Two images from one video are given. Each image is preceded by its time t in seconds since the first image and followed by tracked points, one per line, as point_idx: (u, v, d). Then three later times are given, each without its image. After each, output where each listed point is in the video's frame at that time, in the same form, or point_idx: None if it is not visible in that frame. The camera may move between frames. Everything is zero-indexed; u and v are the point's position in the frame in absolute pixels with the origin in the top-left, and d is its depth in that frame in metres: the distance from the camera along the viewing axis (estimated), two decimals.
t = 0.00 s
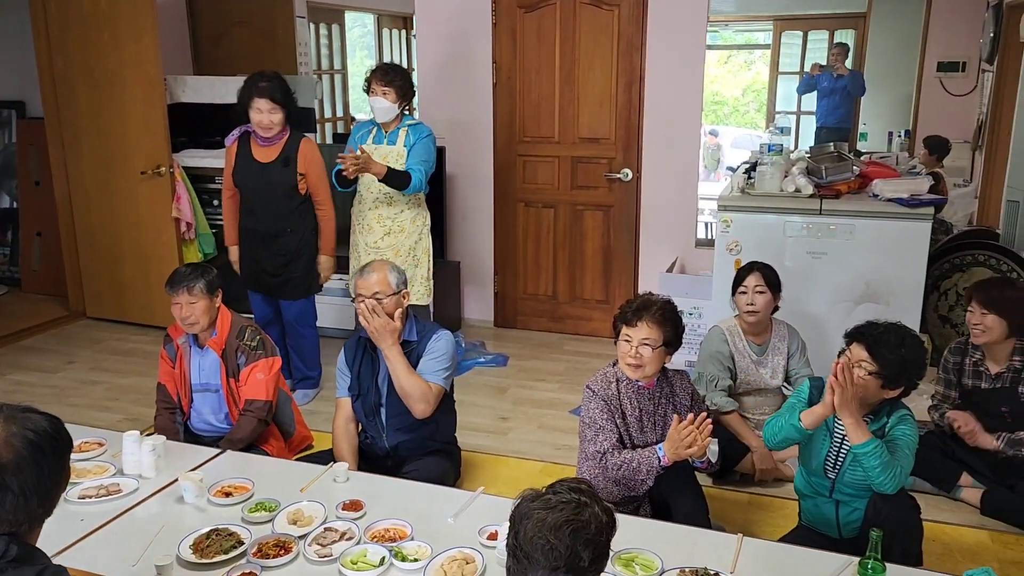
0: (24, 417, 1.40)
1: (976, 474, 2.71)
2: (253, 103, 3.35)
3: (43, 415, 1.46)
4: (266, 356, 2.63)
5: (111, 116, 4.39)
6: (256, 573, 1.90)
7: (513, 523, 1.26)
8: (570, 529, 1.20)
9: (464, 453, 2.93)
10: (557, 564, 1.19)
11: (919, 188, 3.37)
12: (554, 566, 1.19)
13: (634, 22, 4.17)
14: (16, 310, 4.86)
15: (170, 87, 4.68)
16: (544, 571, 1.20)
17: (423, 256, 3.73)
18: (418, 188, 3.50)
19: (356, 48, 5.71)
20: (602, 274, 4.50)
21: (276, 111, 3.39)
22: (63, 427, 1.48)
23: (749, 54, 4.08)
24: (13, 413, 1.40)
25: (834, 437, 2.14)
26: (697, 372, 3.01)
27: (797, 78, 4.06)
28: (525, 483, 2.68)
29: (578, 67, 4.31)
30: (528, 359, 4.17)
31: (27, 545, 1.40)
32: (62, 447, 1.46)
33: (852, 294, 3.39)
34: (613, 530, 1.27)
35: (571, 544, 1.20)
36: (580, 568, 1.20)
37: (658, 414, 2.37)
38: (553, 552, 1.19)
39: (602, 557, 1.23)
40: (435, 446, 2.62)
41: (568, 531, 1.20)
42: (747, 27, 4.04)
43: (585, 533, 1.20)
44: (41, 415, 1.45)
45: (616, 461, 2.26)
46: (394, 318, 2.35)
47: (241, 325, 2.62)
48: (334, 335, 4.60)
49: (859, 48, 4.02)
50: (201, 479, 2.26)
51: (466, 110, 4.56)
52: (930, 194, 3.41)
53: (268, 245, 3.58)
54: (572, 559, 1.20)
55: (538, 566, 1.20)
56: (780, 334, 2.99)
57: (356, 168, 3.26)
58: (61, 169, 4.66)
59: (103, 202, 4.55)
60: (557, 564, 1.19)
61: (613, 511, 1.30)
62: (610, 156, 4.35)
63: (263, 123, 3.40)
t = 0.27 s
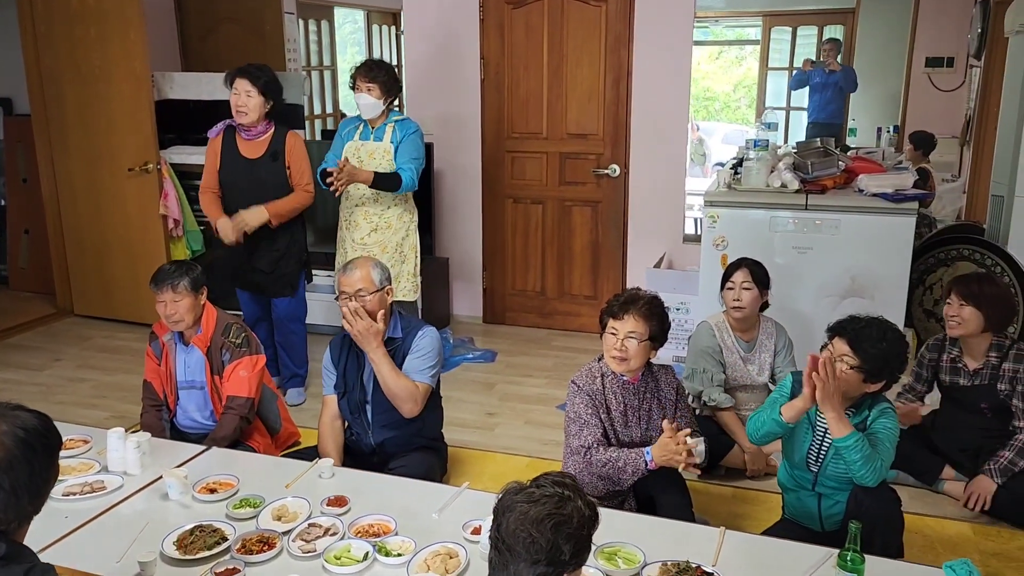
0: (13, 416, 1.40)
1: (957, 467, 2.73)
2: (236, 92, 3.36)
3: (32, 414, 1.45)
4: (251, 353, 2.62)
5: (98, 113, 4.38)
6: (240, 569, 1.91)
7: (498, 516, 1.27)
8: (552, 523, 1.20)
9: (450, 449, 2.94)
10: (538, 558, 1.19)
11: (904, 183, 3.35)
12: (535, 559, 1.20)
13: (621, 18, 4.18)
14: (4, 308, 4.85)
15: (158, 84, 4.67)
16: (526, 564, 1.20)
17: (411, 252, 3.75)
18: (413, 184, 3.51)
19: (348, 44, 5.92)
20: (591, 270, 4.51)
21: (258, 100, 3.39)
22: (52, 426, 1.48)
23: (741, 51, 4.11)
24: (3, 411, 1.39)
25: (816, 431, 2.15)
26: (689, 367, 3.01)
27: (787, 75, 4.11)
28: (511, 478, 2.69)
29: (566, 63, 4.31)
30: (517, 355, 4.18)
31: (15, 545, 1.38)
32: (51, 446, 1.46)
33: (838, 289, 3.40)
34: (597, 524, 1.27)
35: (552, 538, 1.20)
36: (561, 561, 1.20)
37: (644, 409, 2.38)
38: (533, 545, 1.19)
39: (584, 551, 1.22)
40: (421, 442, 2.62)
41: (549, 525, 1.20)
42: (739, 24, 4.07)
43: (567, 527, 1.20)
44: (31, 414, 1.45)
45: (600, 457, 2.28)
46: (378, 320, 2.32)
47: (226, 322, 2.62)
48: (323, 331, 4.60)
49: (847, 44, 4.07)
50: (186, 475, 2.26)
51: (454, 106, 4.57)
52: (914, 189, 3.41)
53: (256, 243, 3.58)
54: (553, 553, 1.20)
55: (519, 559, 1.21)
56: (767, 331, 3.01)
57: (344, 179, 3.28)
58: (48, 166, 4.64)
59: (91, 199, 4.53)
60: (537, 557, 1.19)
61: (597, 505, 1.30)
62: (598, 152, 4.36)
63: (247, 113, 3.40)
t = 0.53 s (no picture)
0: (16, 408, 1.39)
1: (956, 463, 2.74)
2: (241, 89, 3.37)
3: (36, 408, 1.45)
4: (252, 349, 2.65)
5: (104, 110, 4.41)
6: (237, 561, 1.92)
7: (487, 507, 1.28)
8: (538, 514, 1.21)
9: (450, 444, 2.95)
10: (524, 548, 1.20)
11: (905, 179, 3.35)
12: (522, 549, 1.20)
13: (624, 15, 4.17)
14: (12, 304, 4.90)
15: (163, 81, 4.70)
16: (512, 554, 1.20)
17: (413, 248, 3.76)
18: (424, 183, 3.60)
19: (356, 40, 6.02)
20: (594, 267, 4.52)
21: (263, 94, 3.41)
22: (56, 420, 1.47)
23: (749, 46, 4.07)
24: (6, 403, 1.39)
25: (813, 427, 2.15)
26: (691, 363, 3.01)
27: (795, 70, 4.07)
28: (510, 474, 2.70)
29: (569, 60, 4.31)
30: (519, 351, 4.19)
31: (18, 538, 1.37)
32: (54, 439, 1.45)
33: (839, 285, 3.40)
34: (585, 517, 1.27)
35: (538, 529, 1.20)
36: (547, 552, 1.21)
37: (642, 405, 2.38)
38: (519, 535, 1.20)
39: (571, 543, 1.23)
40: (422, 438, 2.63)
41: (536, 516, 1.21)
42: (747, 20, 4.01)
43: (553, 518, 1.21)
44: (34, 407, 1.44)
45: (596, 456, 2.29)
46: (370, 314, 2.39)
47: (228, 318, 2.64)
48: (328, 327, 4.62)
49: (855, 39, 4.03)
50: (187, 469, 2.28)
51: (457, 103, 4.57)
52: (915, 186, 3.40)
53: (262, 241, 3.59)
54: (539, 543, 1.20)
55: (506, 549, 1.21)
56: (769, 329, 3.00)
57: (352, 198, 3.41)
58: (55, 162, 4.68)
59: (97, 196, 4.57)
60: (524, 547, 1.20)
61: (586, 499, 1.31)
62: (601, 149, 4.36)
63: (254, 110, 3.42)
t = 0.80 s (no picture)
0: (43, 396, 1.44)
1: (983, 464, 2.71)
2: (281, 85, 3.39)
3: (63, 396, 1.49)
4: (277, 342, 2.68)
5: (137, 107, 4.49)
6: (259, 549, 1.96)
7: (495, 498, 1.30)
8: (545, 500, 1.24)
9: (472, 438, 2.97)
10: (531, 534, 1.22)
11: (935, 176, 3.34)
12: (529, 535, 1.22)
13: (651, 10, 4.15)
14: (49, 296, 5.01)
15: (195, 77, 4.78)
16: (521, 539, 1.22)
17: (436, 244, 3.78)
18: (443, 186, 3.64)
19: (388, 36, 6.11)
20: (619, 263, 4.51)
21: (303, 89, 3.42)
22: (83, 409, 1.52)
23: (784, 41, 4.05)
24: (34, 391, 1.44)
25: (834, 425, 2.14)
26: (712, 359, 3.00)
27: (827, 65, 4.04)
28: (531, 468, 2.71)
29: (595, 55, 4.30)
30: (544, 346, 4.20)
31: (44, 522, 1.41)
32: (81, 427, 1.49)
33: (866, 283, 3.36)
34: (590, 508, 1.30)
35: (545, 515, 1.22)
36: (554, 538, 1.22)
37: (663, 401, 2.38)
38: (526, 521, 1.22)
39: (578, 529, 1.25)
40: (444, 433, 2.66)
41: (543, 502, 1.23)
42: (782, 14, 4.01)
43: (560, 504, 1.24)
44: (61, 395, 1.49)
45: (617, 453, 2.30)
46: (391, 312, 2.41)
47: (253, 311, 2.68)
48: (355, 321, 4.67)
49: (892, 31, 4.02)
50: (212, 459, 2.33)
51: (484, 99, 4.59)
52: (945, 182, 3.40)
53: (300, 237, 3.62)
54: (546, 529, 1.22)
55: (514, 535, 1.23)
56: (794, 326, 2.96)
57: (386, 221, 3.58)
58: (91, 158, 4.78)
59: (131, 191, 4.66)
60: (531, 532, 1.22)
61: (593, 490, 1.33)
62: (628, 145, 4.35)
63: (292, 106, 3.44)
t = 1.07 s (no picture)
0: (94, 382, 1.51)
1: None
2: (339, 86, 3.28)
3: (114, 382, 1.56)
4: (322, 335, 2.75)
5: (190, 105, 4.61)
6: (302, 537, 2.00)
7: (520, 489, 1.32)
8: (572, 488, 1.26)
9: (513, 433, 2.99)
10: (558, 521, 1.24)
11: (988, 174, 3.26)
12: (556, 523, 1.24)
13: (697, 7, 4.12)
14: (106, 288, 5.17)
15: (246, 76, 4.88)
16: (548, 528, 1.24)
17: (482, 241, 3.79)
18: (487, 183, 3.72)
19: (435, 35, 6.19)
20: (662, 261, 4.49)
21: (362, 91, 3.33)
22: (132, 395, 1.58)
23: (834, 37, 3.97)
24: (85, 377, 1.51)
25: (876, 428, 2.12)
26: (755, 358, 2.99)
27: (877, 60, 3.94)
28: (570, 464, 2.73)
29: (640, 53, 4.29)
30: (585, 343, 4.21)
31: (95, 504, 1.47)
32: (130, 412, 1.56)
33: (915, 283, 3.30)
34: (615, 499, 1.32)
35: (572, 503, 1.25)
36: (580, 526, 1.24)
37: (702, 399, 2.38)
38: (554, 509, 1.24)
39: (604, 518, 1.27)
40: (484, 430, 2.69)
41: (569, 490, 1.25)
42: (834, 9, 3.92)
43: (586, 493, 1.26)
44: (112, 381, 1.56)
45: (658, 450, 2.30)
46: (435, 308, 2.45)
47: (299, 304, 2.74)
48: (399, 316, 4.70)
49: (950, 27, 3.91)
50: (259, 448, 2.39)
51: (528, 96, 4.61)
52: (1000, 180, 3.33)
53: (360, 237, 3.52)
54: (573, 518, 1.24)
55: (541, 522, 1.24)
56: (839, 327, 2.92)
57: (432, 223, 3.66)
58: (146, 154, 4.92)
59: (184, 187, 4.78)
60: (558, 520, 1.23)
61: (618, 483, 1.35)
62: (672, 142, 4.33)
63: (352, 106, 3.34)
